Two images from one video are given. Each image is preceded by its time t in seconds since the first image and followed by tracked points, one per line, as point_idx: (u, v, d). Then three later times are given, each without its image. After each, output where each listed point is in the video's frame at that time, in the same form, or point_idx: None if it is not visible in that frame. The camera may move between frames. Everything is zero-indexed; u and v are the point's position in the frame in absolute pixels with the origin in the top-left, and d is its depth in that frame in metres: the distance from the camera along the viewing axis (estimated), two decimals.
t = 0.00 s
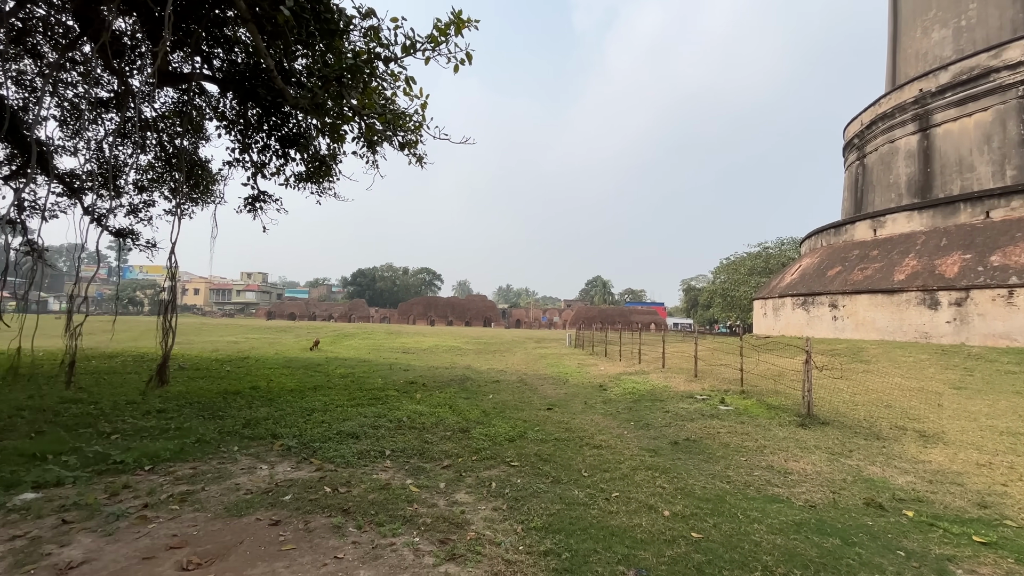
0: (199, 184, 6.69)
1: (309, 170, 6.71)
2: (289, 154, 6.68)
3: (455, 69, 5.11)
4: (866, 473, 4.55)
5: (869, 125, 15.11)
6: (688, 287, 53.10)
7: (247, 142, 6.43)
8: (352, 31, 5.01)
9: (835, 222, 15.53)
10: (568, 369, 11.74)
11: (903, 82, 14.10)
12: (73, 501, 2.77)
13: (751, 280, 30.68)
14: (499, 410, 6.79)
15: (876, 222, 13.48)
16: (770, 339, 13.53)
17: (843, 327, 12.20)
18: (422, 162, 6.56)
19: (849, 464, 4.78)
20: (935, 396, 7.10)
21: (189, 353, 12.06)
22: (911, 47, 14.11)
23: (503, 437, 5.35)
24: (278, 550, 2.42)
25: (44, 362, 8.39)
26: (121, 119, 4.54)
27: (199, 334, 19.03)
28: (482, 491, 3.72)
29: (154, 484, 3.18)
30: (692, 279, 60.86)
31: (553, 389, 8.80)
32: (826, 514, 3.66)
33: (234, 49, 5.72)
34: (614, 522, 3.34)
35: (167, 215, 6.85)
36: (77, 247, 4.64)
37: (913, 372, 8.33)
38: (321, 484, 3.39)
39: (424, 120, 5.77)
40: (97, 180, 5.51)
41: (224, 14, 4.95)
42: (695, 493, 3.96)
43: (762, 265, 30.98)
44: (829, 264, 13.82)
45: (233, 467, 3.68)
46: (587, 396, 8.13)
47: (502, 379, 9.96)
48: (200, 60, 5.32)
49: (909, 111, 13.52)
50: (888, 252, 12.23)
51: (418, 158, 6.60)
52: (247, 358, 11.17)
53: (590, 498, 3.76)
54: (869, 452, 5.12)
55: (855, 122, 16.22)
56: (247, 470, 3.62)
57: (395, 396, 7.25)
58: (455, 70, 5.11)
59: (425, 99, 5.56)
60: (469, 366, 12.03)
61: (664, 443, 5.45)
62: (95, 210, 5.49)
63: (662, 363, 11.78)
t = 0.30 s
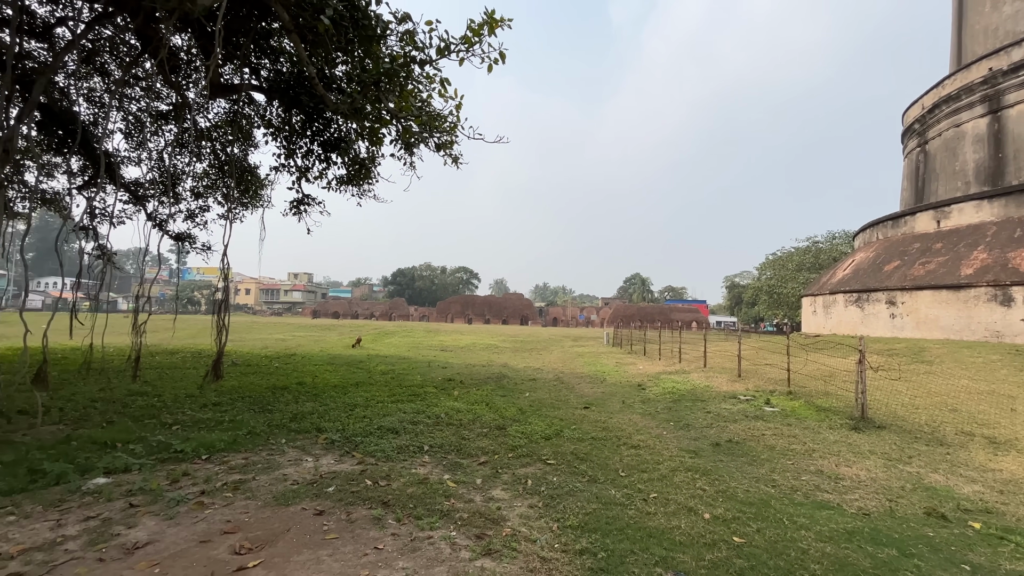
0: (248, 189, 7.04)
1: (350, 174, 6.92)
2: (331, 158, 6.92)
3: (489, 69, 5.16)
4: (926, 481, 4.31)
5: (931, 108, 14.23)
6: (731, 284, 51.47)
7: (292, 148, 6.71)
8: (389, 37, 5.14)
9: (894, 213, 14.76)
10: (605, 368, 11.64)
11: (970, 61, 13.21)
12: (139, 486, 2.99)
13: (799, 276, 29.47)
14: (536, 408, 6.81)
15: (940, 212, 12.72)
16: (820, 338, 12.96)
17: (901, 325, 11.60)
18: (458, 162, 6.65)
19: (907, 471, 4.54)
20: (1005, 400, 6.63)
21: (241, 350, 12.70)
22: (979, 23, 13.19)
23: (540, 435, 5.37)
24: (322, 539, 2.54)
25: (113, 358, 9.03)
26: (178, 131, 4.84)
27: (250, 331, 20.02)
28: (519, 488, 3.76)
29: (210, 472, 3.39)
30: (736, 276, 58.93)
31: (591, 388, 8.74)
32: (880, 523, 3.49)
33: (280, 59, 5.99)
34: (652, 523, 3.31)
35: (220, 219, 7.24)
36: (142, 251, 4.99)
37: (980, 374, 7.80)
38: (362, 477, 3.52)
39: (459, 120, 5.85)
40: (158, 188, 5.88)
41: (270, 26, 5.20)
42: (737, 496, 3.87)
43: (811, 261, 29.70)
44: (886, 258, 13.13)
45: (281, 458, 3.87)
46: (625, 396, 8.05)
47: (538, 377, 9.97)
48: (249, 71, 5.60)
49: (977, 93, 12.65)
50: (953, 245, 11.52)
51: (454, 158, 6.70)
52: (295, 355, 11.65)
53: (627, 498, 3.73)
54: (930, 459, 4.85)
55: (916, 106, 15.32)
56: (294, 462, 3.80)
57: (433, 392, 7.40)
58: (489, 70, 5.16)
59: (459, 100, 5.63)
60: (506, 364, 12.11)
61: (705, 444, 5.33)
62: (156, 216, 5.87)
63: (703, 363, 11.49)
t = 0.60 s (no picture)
0: (296, 193, 7.35)
1: (391, 176, 7.11)
2: (373, 161, 7.13)
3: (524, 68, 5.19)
4: (999, 492, 4.03)
5: (1007, 88, 13.21)
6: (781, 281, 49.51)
7: (336, 152, 6.96)
8: (426, 40, 5.26)
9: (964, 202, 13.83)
10: (646, 367, 11.47)
11: None
12: (200, 473, 3.20)
13: (855, 272, 28.00)
14: (575, 407, 6.79)
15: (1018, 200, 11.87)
16: (880, 337, 12.28)
17: (972, 324, 10.89)
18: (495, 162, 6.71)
19: (977, 481, 4.25)
20: None
21: (291, 347, 13.29)
22: None
23: (579, 433, 5.36)
24: (366, 529, 2.64)
25: (177, 354, 9.66)
26: (232, 139, 5.12)
27: (299, 329, 20.93)
28: (556, 486, 3.77)
29: (263, 462, 3.59)
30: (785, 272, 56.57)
31: (631, 387, 8.63)
32: (945, 535, 3.29)
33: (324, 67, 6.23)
34: (694, 526, 3.25)
35: (271, 223, 7.61)
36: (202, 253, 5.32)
37: None
38: (404, 471, 3.63)
39: (495, 120, 5.92)
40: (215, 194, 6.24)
41: (315, 36, 5.43)
42: (785, 501, 3.75)
43: (869, 255, 28.16)
44: (954, 251, 12.35)
45: (328, 451, 4.05)
46: (666, 395, 7.90)
47: (577, 376, 9.93)
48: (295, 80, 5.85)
49: None
50: None
51: (491, 157, 6.77)
52: (341, 352, 12.08)
53: (668, 499, 3.68)
54: (1004, 468, 4.52)
55: (989, 86, 14.25)
56: (339, 455, 3.96)
57: (473, 390, 7.52)
58: (525, 68, 5.19)
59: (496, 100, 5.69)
60: (545, 362, 12.12)
61: (751, 447, 5.18)
62: (214, 221, 6.23)
63: (750, 363, 11.12)
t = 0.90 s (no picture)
0: (343, 197, 7.63)
1: (433, 177, 7.25)
2: (415, 163, 7.30)
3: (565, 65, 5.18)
4: None
5: None
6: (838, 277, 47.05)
7: (381, 156, 7.16)
8: (466, 42, 5.33)
9: None
10: (692, 366, 11.18)
11: None
12: (258, 462, 3.40)
13: (922, 267, 26.23)
14: (618, 406, 6.72)
15: None
16: (952, 337, 11.48)
17: None
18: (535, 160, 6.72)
19: None
20: None
21: (340, 344, 13.80)
22: None
23: (622, 433, 5.31)
24: (412, 521, 2.73)
25: (237, 350, 10.24)
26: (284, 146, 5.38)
27: (347, 327, 21.69)
28: (599, 485, 3.76)
29: (315, 454, 3.76)
30: (843, 267, 53.61)
31: (675, 387, 8.44)
32: None
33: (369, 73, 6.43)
34: (743, 530, 3.16)
35: (320, 225, 7.93)
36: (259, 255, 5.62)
37: None
38: (447, 466, 3.71)
39: (535, 119, 5.94)
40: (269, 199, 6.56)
41: (360, 44, 5.62)
42: (843, 509, 3.58)
43: (939, 249, 26.33)
44: None
45: (375, 444, 4.19)
46: (713, 396, 7.68)
47: (620, 375, 9.80)
48: (341, 87, 6.07)
49: None
50: None
51: (531, 156, 6.78)
52: (386, 350, 12.43)
53: (715, 502, 3.59)
54: None
55: None
56: (386, 448, 4.10)
57: (514, 387, 7.57)
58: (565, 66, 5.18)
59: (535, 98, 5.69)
60: (587, 361, 12.03)
61: (805, 451, 4.97)
62: (268, 224, 6.56)
63: (804, 363, 10.63)
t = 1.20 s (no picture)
0: (390, 199, 7.83)
1: (476, 177, 7.34)
2: (459, 164, 7.40)
3: (608, 60, 5.12)
4: None
5: None
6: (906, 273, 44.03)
7: (425, 158, 7.31)
8: (507, 41, 5.36)
9: None
10: (744, 366, 10.78)
11: None
12: (314, 453, 3.56)
13: (1004, 261, 24.15)
14: (664, 406, 6.58)
15: None
16: None
17: None
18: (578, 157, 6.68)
19: None
20: None
21: (388, 342, 14.21)
22: None
23: (670, 433, 5.20)
24: (459, 514, 2.79)
25: (293, 347, 10.74)
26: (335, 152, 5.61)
27: (394, 326, 22.29)
28: (646, 486, 3.70)
29: (367, 447, 3.91)
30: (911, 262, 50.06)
31: (725, 388, 8.17)
32: None
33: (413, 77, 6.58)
34: (800, 538, 3.03)
35: (369, 227, 8.18)
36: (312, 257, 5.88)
37: None
38: (493, 462, 3.77)
39: (577, 115, 5.90)
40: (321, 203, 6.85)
41: (405, 49, 5.78)
42: (914, 520, 3.37)
43: None
44: None
45: (422, 439, 4.30)
46: (767, 397, 7.38)
47: (667, 375, 9.57)
48: (387, 92, 6.25)
49: None
50: None
51: (573, 152, 6.74)
52: (432, 348, 12.68)
53: (770, 507, 3.46)
54: None
55: None
56: (433, 443, 4.20)
57: (558, 386, 7.55)
58: (608, 60, 5.12)
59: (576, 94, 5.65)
60: (632, 360, 11.83)
61: (870, 457, 4.70)
62: (320, 227, 6.84)
63: (867, 365, 10.03)
